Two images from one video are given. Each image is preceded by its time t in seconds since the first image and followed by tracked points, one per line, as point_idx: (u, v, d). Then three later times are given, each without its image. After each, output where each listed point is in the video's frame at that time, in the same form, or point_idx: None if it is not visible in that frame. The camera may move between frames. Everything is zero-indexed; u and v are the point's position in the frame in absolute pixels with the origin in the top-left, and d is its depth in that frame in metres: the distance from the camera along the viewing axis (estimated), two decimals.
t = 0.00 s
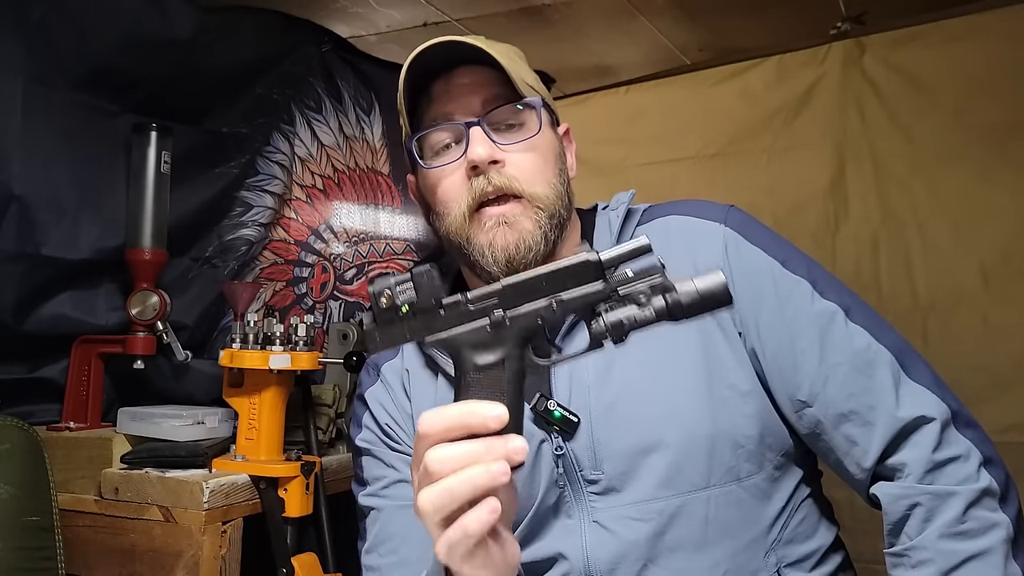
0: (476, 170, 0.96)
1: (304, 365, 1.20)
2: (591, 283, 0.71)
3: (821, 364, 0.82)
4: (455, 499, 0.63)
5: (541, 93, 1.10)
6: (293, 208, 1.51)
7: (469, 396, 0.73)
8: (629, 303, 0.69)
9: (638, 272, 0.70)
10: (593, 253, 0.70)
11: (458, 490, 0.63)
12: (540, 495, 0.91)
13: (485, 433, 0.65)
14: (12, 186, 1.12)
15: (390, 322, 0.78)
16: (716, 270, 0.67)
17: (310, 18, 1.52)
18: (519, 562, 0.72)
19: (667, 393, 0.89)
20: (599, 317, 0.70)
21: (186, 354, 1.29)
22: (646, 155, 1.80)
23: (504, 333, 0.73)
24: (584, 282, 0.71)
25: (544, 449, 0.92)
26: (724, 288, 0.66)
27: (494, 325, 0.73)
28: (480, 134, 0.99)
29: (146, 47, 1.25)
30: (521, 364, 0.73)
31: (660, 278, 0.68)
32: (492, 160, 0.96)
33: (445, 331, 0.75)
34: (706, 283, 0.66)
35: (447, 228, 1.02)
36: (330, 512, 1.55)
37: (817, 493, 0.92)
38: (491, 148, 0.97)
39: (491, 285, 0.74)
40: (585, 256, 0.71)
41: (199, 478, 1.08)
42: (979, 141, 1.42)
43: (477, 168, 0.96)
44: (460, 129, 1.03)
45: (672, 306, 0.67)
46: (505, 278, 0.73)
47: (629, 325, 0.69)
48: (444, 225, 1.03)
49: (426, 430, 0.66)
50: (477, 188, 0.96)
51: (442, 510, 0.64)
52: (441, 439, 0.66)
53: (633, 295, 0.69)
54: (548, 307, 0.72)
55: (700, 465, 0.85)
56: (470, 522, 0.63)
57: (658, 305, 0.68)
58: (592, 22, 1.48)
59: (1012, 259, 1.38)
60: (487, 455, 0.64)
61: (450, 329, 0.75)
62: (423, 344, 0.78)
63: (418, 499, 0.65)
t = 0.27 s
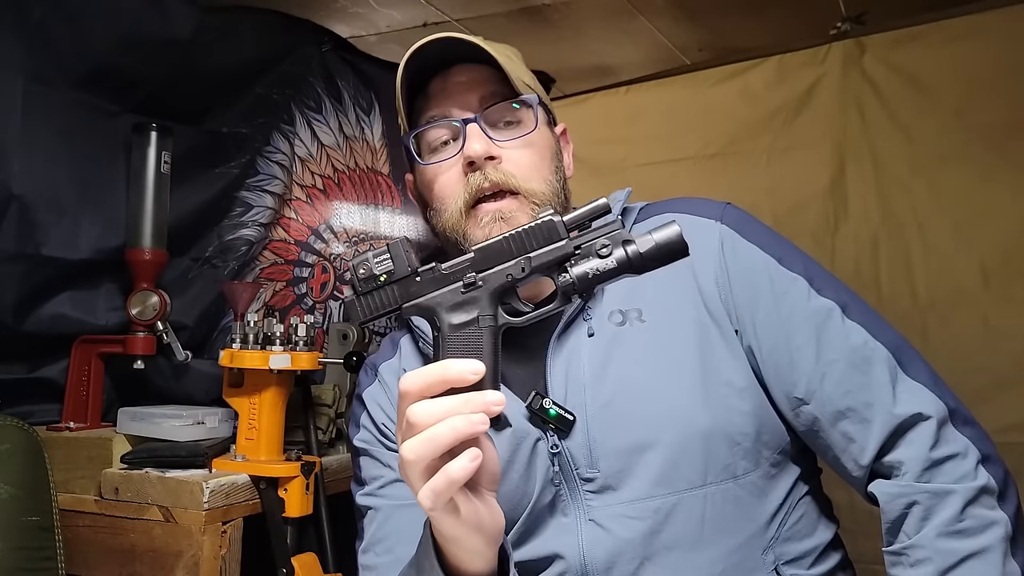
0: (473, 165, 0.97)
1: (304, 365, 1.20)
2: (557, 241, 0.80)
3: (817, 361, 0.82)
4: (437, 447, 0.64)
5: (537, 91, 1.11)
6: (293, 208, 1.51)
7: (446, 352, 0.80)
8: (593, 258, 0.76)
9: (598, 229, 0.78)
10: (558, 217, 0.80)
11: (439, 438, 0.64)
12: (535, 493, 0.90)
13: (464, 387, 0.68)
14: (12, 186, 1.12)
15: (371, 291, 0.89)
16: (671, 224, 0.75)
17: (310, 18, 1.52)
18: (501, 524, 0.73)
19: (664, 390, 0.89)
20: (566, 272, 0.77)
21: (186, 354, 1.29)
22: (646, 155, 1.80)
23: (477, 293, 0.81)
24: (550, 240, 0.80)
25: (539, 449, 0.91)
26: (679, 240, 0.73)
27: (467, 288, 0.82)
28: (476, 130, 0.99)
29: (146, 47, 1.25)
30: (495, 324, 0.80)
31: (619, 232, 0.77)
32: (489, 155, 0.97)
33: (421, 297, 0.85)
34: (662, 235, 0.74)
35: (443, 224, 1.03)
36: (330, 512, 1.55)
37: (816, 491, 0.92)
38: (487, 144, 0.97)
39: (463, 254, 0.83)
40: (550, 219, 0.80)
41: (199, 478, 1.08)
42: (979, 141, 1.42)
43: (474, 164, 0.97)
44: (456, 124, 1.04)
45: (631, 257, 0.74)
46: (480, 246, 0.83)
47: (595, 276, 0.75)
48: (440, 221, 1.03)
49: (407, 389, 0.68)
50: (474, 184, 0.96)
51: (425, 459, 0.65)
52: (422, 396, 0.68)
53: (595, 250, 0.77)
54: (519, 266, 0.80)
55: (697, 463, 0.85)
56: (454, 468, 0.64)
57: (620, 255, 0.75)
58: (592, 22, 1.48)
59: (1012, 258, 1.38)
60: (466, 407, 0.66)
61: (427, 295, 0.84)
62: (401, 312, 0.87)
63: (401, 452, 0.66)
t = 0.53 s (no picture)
0: (466, 169, 0.97)
1: (304, 365, 1.20)
2: (548, 240, 0.79)
3: (814, 361, 0.82)
4: (428, 444, 0.65)
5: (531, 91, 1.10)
6: (293, 208, 1.51)
7: (439, 349, 0.80)
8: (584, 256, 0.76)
9: (589, 228, 0.78)
10: (550, 216, 0.80)
11: (431, 435, 0.64)
12: (533, 494, 0.90)
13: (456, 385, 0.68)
14: (12, 186, 1.11)
15: (363, 289, 0.89)
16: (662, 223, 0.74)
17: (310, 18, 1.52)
18: (495, 523, 0.73)
19: (660, 390, 0.89)
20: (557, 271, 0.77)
21: (186, 354, 1.29)
22: (646, 155, 1.80)
23: (470, 292, 0.81)
24: (542, 239, 0.80)
25: (536, 450, 0.91)
26: (672, 239, 0.72)
27: (460, 286, 0.82)
28: (469, 134, 0.99)
29: (146, 47, 1.25)
30: (487, 322, 0.80)
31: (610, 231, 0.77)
32: (482, 159, 0.97)
33: (414, 295, 0.85)
34: (653, 234, 0.73)
35: (438, 227, 1.03)
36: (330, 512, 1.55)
37: (813, 490, 0.92)
38: (481, 148, 0.97)
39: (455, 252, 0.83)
40: (541, 218, 0.80)
41: (199, 478, 1.08)
42: (979, 141, 1.42)
43: (467, 168, 0.96)
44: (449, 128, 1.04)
45: (622, 256, 0.74)
46: (471, 243, 0.83)
47: (586, 275, 0.75)
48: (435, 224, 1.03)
49: (400, 388, 0.69)
50: (468, 188, 0.96)
51: (417, 456, 0.65)
52: (414, 395, 0.69)
53: (586, 248, 0.76)
54: (511, 265, 0.80)
55: (693, 463, 0.85)
56: (445, 465, 0.64)
57: (611, 254, 0.74)
58: (592, 22, 1.48)
59: (1011, 258, 1.38)
60: (457, 404, 0.66)
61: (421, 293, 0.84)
62: (393, 311, 0.87)
63: (393, 450, 0.66)
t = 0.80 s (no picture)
0: (456, 180, 0.97)
1: (304, 365, 1.20)
2: (553, 234, 0.80)
3: (814, 362, 0.82)
4: (436, 446, 0.64)
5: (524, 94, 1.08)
6: (293, 209, 1.51)
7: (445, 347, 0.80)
8: (588, 249, 0.77)
9: (594, 221, 0.79)
10: (554, 211, 0.80)
11: (439, 437, 0.63)
12: (533, 496, 0.90)
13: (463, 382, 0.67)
14: (12, 186, 1.11)
15: (370, 287, 0.89)
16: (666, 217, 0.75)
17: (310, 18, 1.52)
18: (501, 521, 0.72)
19: (660, 392, 0.89)
20: (562, 263, 0.78)
21: (186, 354, 1.29)
22: (646, 155, 1.79)
23: (476, 287, 0.81)
24: (547, 233, 0.80)
25: (537, 452, 0.91)
26: (675, 231, 0.74)
27: (465, 282, 0.82)
28: (459, 144, 1.00)
29: (146, 47, 1.25)
30: (493, 317, 0.80)
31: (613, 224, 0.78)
32: (472, 168, 0.97)
33: (420, 293, 0.85)
34: (658, 227, 0.74)
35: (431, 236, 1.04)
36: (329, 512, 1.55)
37: (813, 491, 0.92)
38: (471, 158, 0.98)
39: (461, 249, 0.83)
40: (545, 213, 0.81)
41: (199, 478, 1.08)
42: (980, 141, 1.42)
43: (457, 178, 0.97)
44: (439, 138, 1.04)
45: (628, 248, 0.75)
46: (474, 242, 0.83)
47: (592, 267, 0.76)
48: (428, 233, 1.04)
49: (406, 385, 0.67)
50: (458, 198, 0.97)
51: (424, 458, 0.64)
52: (420, 392, 0.67)
53: (590, 241, 0.78)
54: (517, 259, 0.81)
55: (694, 465, 0.85)
56: (452, 468, 0.63)
57: (616, 246, 0.76)
58: (592, 22, 1.48)
59: (1011, 259, 1.38)
60: (464, 404, 0.65)
61: (426, 290, 0.84)
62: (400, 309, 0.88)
63: (399, 450, 0.65)
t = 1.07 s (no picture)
0: (455, 152, 0.97)
1: (304, 365, 1.19)
2: (584, 295, 0.72)
3: (811, 356, 0.82)
4: (444, 517, 0.66)
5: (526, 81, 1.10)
6: (293, 208, 1.51)
7: (458, 408, 0.75)
8: (621, 316, 0.70)
9: (632, 284, 0.70)
10: (587, 264, 0.72)
11: (447, 508, 0.66)
12: (529, 495, 0.91)
13: (473, 446, 0.68)
14: (12, 186, 1.11)
15: (376, 333, 0.80)
16: (706, 280, 0.68)
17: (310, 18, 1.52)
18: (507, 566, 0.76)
19: (656, 389, 0.89)
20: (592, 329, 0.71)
21: (186, 354, 1.29)
22: (646, 155, 1.79)
23: (495, 344, 0.75)
24: (577, 293, 0.72)
25: (534, 448, 0.91)
26: (718, 297, 0.67)
27: (483, 338, 0.75)
28: (460, 119, 1.01)
29: (147, 47, 1.25)
30: (511, 378, 0.75)
31: (654, 288, 0.70)
32: (470, 142, 0.97)
33: (435, 341, 0.77)
34: (698, 293, 0.67)
35: (427, 211, 1.02)
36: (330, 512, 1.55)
37: (812, 490, 0.91)
38: (470, 131, 0.98)
39: (481, 295, 0.76)
40: (579, 267, 0.72)
41: (199, 478, 1.08)
42: (978, 141, 1.42)
43: (456, 150, 0.97)
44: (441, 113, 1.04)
45: (666, 318, 0.68)
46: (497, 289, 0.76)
47: (623, 337, 0.69)
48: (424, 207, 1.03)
49: (415, 446, 0.69)
50: (455, 170, 0.96)
51: (431, 529, 0.67)
52: (430, 454, 0.69)
53: (625, 307, 0.70)
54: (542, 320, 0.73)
55: (690, 462, 0.85)
56: (461, 542, 0.67)
57: (651, 316, 0.68)
58: (592, 22, 1.48)
59: (1010, 258, 1.38)
60: (474, 473, 0.66)
61: (441, 340, 0.77)
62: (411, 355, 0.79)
63: (408, 516, 0.68)
